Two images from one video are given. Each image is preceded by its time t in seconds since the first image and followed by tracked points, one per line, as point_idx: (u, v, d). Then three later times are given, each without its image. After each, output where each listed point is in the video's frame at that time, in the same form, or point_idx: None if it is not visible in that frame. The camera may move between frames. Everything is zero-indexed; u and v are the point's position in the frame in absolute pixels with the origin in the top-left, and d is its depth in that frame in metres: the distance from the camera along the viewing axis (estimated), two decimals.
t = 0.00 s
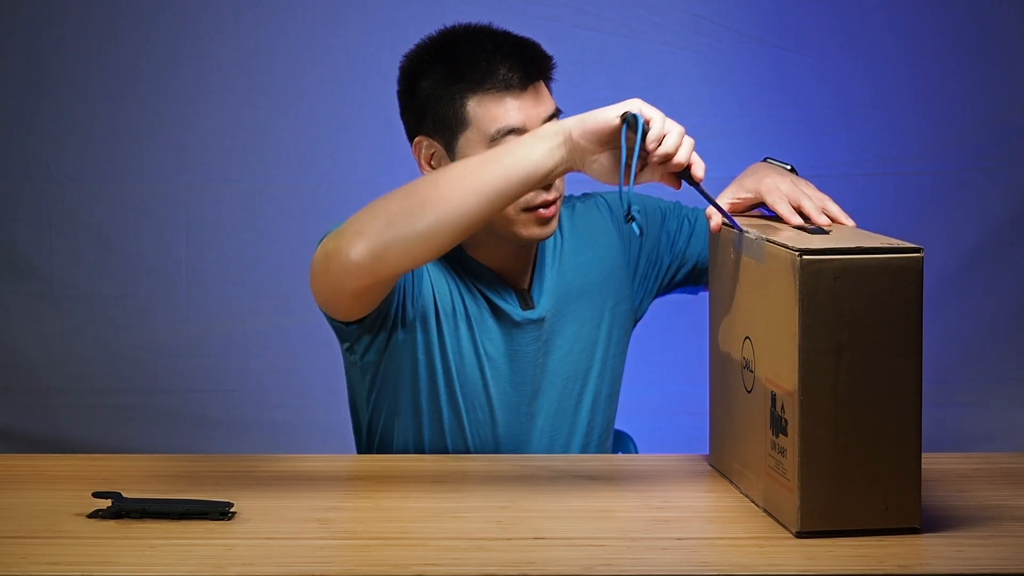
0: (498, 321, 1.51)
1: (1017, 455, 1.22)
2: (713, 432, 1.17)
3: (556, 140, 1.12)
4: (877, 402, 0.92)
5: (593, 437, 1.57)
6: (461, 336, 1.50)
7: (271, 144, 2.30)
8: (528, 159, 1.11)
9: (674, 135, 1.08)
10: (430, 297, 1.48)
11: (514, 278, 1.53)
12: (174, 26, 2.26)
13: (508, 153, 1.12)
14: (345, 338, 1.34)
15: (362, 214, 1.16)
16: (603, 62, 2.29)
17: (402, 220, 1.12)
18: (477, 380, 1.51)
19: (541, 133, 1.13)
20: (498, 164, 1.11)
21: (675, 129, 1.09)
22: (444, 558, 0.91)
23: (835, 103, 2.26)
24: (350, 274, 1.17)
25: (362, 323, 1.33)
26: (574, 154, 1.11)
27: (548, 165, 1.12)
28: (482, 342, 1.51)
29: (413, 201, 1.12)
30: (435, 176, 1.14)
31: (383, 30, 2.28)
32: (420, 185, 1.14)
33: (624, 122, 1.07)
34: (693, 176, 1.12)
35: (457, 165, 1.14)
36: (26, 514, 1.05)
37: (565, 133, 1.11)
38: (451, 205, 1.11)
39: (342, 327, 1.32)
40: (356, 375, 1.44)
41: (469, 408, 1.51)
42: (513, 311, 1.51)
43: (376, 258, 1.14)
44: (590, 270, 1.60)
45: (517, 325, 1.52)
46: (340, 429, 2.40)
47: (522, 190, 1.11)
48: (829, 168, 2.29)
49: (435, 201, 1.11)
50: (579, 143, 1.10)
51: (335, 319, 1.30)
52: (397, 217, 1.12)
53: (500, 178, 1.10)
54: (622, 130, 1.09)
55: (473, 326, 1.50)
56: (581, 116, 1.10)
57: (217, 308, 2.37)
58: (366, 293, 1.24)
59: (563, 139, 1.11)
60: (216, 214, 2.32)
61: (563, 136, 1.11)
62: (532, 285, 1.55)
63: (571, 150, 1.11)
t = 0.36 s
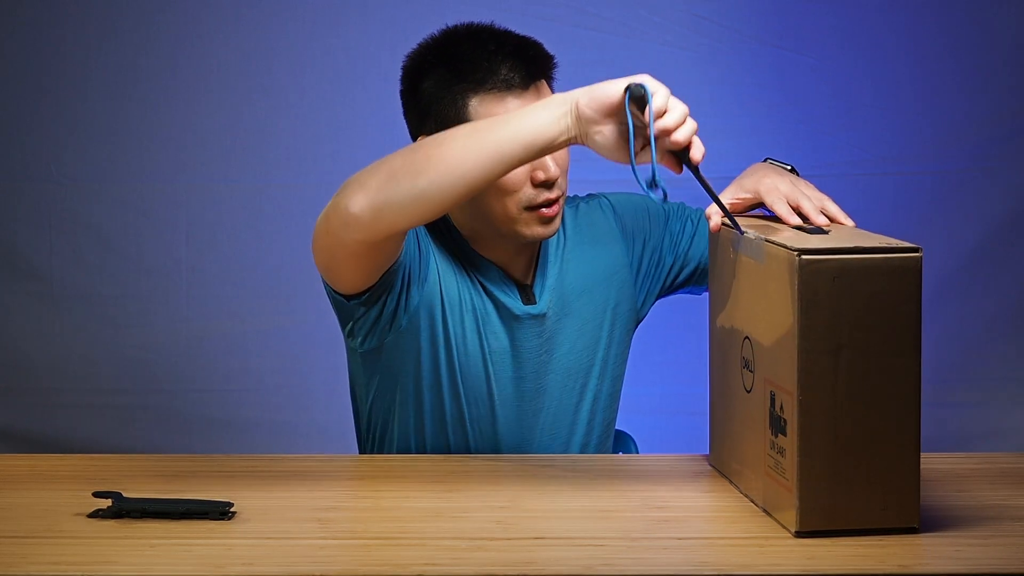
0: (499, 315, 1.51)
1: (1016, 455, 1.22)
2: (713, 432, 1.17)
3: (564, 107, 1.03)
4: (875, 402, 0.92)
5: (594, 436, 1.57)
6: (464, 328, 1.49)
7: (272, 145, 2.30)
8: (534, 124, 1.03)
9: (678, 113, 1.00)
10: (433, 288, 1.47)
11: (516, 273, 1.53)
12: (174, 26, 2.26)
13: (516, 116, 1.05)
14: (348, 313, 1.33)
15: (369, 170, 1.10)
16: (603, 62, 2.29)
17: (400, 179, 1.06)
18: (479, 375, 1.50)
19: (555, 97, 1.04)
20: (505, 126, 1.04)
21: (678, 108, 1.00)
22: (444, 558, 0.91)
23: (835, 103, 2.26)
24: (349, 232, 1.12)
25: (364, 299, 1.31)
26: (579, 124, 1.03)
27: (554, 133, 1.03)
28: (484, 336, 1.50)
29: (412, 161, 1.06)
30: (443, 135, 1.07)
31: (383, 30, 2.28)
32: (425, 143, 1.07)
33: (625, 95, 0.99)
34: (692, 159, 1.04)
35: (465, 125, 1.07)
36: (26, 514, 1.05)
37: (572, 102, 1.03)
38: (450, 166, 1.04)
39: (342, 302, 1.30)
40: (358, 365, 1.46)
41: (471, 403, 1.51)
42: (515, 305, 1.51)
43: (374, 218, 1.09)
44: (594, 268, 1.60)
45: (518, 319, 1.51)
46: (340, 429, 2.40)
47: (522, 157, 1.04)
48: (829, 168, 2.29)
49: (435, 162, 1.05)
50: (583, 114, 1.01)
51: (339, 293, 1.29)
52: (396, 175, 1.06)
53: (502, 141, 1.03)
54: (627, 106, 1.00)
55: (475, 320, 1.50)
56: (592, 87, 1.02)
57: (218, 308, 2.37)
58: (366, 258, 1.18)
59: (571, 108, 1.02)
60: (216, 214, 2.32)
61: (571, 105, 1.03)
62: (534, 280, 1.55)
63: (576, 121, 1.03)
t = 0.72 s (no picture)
0: (504, 313, 1.51)
1: (1016, 455, 1.22)
2: (714, 432, 1.18)
3: (575, 95, 1.04)
4: (871, 402, 0.92)
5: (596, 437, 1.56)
6: (469, 326, 1.49)
7: (272, 145, 2.30)
8: (546, 113, 1.04)
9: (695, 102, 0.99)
10: (439, 285, 1.47)
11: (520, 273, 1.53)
12: (173, 26, 2.26)
13: (526, 105, 1.06)
14: (354, 307, 1.34)
15: (379, 161, 1.11)
16: (603, 62, 2.30)
17: (413, 168, 1.06)
18: (483, 373, 1.50)
19: (563, 87, 1.06)
20: (516, 114, 1.05)
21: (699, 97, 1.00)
22: (444, 558, 0.91)
23: (835, 103, 2.26)
24: (361, 223, 1.12)
25: (370, 293, 1.31)
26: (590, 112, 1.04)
27: (565, 122, 1.04)
28: (489, 334, 1.50)
29: (426, 150, 1.06)
30: (453, 125, 1.08)
31: (382, 30, 2.28)
32: (436, 133, 1.08)
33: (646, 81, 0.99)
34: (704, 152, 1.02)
35: (476, 116, 1.08)
36: (26, 513, 1.05)
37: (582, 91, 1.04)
38: (463, 154, 1.05)
39: (348, 294, 1.30)
40: (361, 360, 1.46)
41: (475, 400, 1.51)
42: (519, 304, 1.51)
43: (385, 208, 1.09)
44: (599, 268, 1.60)
45: (522, 318, 1.51)
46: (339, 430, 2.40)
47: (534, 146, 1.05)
48: (829, 168, 2.29)
49: (449, 150, 1.05)
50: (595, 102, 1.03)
51: (347, 286, 1.29)
52: (409, 164, 1.07)
53: (515, 129, 1.04)
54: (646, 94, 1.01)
55: (480, 317, 1.50)
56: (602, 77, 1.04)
57: (217, 308, 2.37)
58: (376, 249, 1.18)
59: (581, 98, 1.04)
60: (216, 214, 2.32)
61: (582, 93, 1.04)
62: (539, 280, 1.55)
63: (588, 110, 1.04)
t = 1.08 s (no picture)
0: (504, 315, 1.51)
1: (1015, 455, 1.21)
2: (714, 432, 1.18)
3: (559, 135, 1.06)
4: (866, 402, 0.92)
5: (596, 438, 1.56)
6: (467, 330, 1.49)
7: (272, 145, 2.30)
8: (530, 154, 1.05)
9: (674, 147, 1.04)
10: (437, 290, 1.47)
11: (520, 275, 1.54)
12: (173, 26, 2.26)
13: (509, 144, 1.06)
14: (350, 318, 1.34)
15: (365, 193, 1.10)
16: (603, 62, 2.30)
17: (398, 204, 1.06)
18: (483, 374, 1.49)
19: (547, 128, 1.07)
20: (500, 155, 1.06)
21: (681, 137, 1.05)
22: (444, 558, 0.91)
23: (835, 103, 2.26)
24: (348, 254, 1.12)
25: (366, 303, 1.32)
26: (576, 154, 1.06)
27: (550, 161, 1.06)
28: (488, 337, 1.50)
29: (412, 186, 1.06)
30: (439, 160, 1.08)
31: (381, 29, 2.28)
32: (420, 169, 1.07)
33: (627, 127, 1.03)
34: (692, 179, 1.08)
35: (461, 152, 1.08)
36: (26, 513, 1.05)
37: (567, 132, 1.06)
38: (446, 194, 1.05)
39: (343, 306, 1.31)
40: (360, 365, 1.45)
41: (475, 404, 1.50)
42: (518, 305, 1.51)
43: (371, 241, 1.09)
44: (598, 268, 1.60)
45: (522, 320, 1.51)
46: (339, 430, 2.40)
47: (519, 189, 1.06)
48: (829, 168, 2.29)
49: (434, 189, 1.06)
50: (580, 145, 1.05)
51: (340, 299, 1.29)
52: (394, 200, 1.07)
53: (499, 171, 1.05)
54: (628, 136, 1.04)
55: (478, 321, 1.50)
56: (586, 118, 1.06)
57: (217, 308, 2.37)
58: (367, 272, 1.19)
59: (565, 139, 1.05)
60: (217, 214, 2.32)
61: (565, 133, 1.06)
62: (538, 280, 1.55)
63: (572, 151, 1.06)
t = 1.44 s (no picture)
0: (503, 316, 1.51)
1: (1015, 455, 1.21)
2: (714, 432, 1.18)
3: (548, 154, 1.06)
4: (866, 402, 0.92)
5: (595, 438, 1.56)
6: (468, 331, 1.49)
7: (271, 146, 2.30)
8: (521, 174, 1.06)
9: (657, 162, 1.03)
10: (437, 292, 1.47)
11: (520, 275, 1.54)
12: (173, 26, 2.26)
13: (501, 164, 1.07)
14: (349, 325, 1.36)
15: (360, 216, 1.12)
16: (603, 62, 2.30)
17: (392, 225, 1.08)
18: (483, 375, 1.49)
19: (537, 147, 1.07)
20: (491, 176, 1.06)
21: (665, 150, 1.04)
22: (444, 558, 0.91)
23: (835, 103, 2.26)
24: (348, 275, 1.13)
25: (366, 313, 1.34)
26: (567, 171, 1.05)
27: (543, 181, 1.06)
28: (488, 338, 1.50)
29: (404, 207, 1.07)
30: (431, 182, 1.09)
31: (381, 28, 2.28)
32: (412, 191, 1.09)
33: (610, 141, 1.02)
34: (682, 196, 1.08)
35: (452, 174, 1.09)
36: (25, 514, 1.05)
37: (557, 150, 1.06)
38: (436, 215, 1.06)
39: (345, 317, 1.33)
40: (359, 369, 1.46)
41: (475, 405, 1.49)
42: (518, 307, 1.51)
43: (369, 262, 1.10)
44: (596, 267, 1.60)
45: (522, 321, 1.51)
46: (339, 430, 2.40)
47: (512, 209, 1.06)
48: (829, 168, 2.29)
49: (425, 210, 1.06)
50: (569, 162, 1.05)
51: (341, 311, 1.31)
52: (388, 222, 1.08)
53: (491, 192, 1.05)
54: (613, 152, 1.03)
55: (478, 322, 1.50)
56: (576, 135, 1.05)
57: (217, 308, 2.37)
58: (368, 292, 1.20)
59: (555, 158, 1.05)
60: (216, 214, 2.32)
61: (555, 150, 1.06)
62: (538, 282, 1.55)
63: (562, 170, 1.05)
